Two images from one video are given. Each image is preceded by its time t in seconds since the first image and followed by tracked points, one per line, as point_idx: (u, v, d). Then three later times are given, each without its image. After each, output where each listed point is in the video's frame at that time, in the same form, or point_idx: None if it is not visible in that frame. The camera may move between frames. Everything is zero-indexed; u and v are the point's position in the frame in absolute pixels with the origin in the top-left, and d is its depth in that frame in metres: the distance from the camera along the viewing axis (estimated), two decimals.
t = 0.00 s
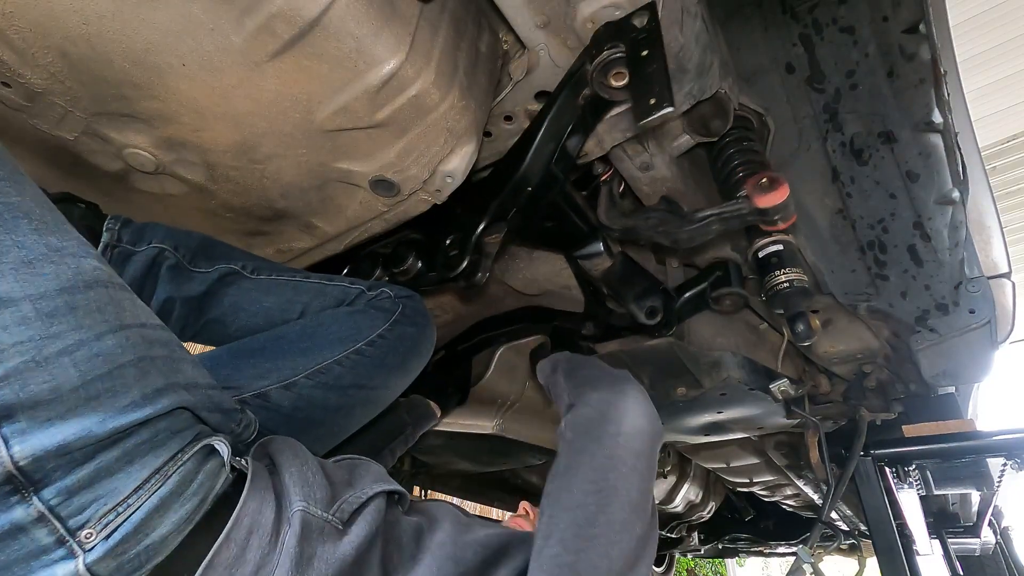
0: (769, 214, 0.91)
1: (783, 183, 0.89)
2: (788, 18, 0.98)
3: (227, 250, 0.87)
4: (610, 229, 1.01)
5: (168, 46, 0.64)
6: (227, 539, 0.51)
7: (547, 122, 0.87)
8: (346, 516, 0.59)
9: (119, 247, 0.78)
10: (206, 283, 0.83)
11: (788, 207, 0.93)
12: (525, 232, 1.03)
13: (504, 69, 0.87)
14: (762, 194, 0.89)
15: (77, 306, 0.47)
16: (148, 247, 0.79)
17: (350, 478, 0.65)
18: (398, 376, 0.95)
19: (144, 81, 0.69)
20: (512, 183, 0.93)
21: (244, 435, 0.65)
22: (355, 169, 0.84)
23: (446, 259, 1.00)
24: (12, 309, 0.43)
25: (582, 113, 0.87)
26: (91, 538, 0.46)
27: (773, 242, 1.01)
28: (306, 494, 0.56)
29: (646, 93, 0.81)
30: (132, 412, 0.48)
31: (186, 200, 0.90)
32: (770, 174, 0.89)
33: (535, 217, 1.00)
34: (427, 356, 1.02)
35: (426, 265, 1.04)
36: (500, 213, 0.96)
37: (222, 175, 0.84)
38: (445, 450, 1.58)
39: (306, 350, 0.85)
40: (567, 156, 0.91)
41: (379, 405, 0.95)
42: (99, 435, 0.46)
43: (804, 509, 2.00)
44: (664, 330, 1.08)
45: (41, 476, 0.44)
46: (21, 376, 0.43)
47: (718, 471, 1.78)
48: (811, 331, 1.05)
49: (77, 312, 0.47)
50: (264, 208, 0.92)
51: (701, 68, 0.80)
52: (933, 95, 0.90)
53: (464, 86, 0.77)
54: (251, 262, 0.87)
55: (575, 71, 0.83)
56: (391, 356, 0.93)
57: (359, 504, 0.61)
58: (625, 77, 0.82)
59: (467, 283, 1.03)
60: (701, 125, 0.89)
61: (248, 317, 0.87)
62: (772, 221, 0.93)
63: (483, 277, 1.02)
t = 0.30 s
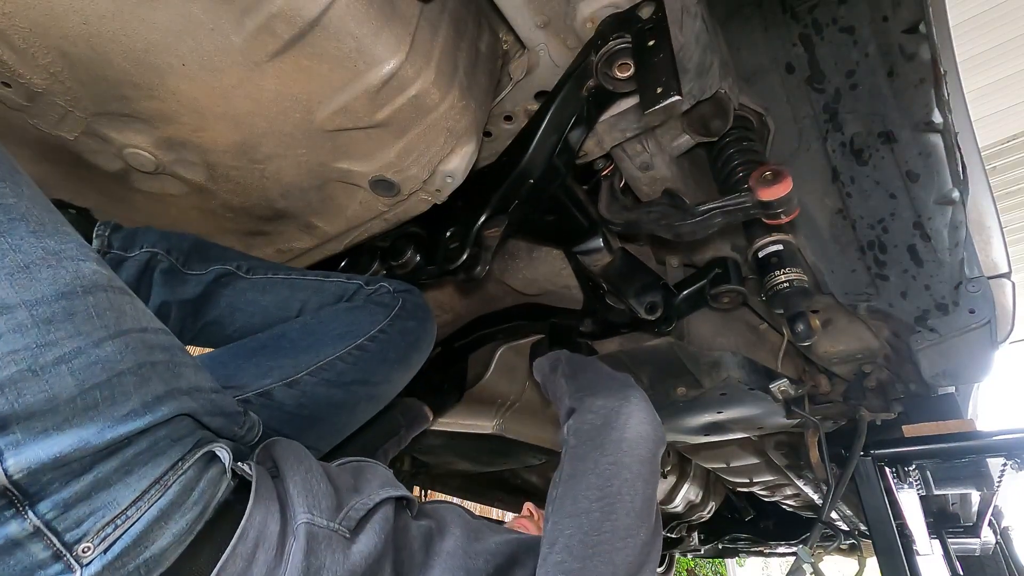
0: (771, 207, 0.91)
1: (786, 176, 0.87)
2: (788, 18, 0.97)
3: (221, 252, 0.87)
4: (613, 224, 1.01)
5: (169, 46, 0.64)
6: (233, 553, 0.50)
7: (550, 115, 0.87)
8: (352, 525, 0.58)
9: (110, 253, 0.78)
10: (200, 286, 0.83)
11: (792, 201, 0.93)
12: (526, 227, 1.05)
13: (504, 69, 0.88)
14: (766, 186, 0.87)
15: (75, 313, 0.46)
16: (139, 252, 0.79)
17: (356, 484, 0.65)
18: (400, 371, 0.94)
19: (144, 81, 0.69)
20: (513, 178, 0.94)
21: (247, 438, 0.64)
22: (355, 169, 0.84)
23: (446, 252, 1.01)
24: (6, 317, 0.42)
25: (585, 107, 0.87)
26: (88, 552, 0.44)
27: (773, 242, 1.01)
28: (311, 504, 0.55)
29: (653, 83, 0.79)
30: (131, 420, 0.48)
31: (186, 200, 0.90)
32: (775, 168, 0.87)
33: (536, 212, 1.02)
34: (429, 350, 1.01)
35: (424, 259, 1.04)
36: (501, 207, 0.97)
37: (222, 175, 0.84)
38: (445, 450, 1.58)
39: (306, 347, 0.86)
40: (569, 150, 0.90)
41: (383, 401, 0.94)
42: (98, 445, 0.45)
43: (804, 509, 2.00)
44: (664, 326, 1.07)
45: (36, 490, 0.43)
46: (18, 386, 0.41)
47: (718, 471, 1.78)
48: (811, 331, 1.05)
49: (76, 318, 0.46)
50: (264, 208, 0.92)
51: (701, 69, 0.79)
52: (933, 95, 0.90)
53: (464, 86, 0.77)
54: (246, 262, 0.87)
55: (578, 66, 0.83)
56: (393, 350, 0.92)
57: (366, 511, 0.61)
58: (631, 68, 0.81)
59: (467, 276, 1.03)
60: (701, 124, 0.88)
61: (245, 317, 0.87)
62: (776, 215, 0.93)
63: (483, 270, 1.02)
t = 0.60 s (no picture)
0: (769, 207, 0.90)
1: (785, 175, 0.86)
2: (788, 18, 0.97)
3: (223, 247, 0.86)
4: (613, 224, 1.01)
5: (169, 46, 0.64)
6: (227, 565, 0.49)
7: (549, 116, 0.87)
8: (350, 532, 0.58)
9: (112, 242, 0.78)
10: (201, 278, 0.83)
11: (790, 201, 0.94)
12: (527, 226, 1.06)
13: (504, 69, 0.88)
14: (765, 185, 0.87)
15: (65, 318, 0.45)
16: (141, 242, 0.79)
17: (355, 487, 0.65)
18: (400, 369, 0.94)
19: (144, 82, 0.69)
20: (513, 176, 0.93)
21: (244, 441, 0.63)
22: (355, 169, 0.84)
23: (446, 253, 1.01)
24: None
25: (585, 107, 0.87)
26: (74, 566, 0.44)
27: (773, 242, 1.01)
28: (306, 513, 0.55)
29: (651, 82, 0.79)
30: (121, 428, 0.47)
31: (186, 200, 0.90)
32: (773, 167, 0.87)
33: (535, 211, 1.02)
34: (428, 350, 1.02)
35: (425, 259, 1.04)
36: (501, 206, 0.97)
37: (222, 176, 0.84)
38: (445, 450, 1.58)
39: (307, 344, 0.85)
40: (568, 150, 0.90)
41: (384, 398, 0.94)
42: (85, 455, 0.44)
43: (804, 509, 2.00)
44: (664, 326, 1.07)
45: (20, 502, 0.42)
46: (3, 395, 0.40)
47: (718, 471, 1.78)
48: (811, 331, 1.05)
49: (66, 323, 0.45)
50: (265, 208, 0.92)
51: (701, 68, 0.79)
52: (933, 96, 0.89)
53: (464, 86, 0.77)
54: (247, 258, 0.88)
55: (578, 64, 0.83)
56: (392, 347, 0.92)
57: (362, 517, 0.61)
58: (629, 68, 0.81)
59: (466, 276, 1.03)
60: (701, 125, 0.89)
61: (245, 311, 0.87)
62: (774, 215, 0.93)
63: (482, 270, 1.02)
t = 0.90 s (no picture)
0: (758, 205, 0.92)
1: (773, 175, 0.89)
2: (788, 17, 0.97)
3: (221, 252, 0.87)
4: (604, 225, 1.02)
5: (169, 46, 0.64)
6: (221, 562, 0.49)
7: (538, 120, 0.88)
8: (339, 529, 0.57)
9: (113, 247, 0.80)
10: (199, 282, 0.83)
11: (778, 198, 0.93)
12: (522, 229, 1.03)
13: (504, 69, 0.87)
14: (753, 185, 0.90)
15: (62, 317, 0.45)
16: (140, 247, 0.80)
17: (350, 488, 0.64)
18: (397, 370, 0.94)
19: (144, 81, 0.69)
20: (508, 177, 0.93)
21: (243, 438, 0.63)
22: (354, 169, 0.84)
23: (441, 256, 1.00)
24: None
25: (574, 109, 0.87)
26: (70, 560, 0.44)
27: (773, 242, 1.01)
28: (297, 509, 0.55)
29: (634, 85, 0.81)
30: (118, 426, 0.47)
31: (186, 200, 0.90)
32: (760, 166, 0.89)
33: (532, 212, 1.00)
34: (425, 352, 1.01)
35: (421, 263, 1.03)
36: (494, 209, 0.96)
37: (222, 176, 0.84)
38: (445, 450, 1.58)
39: (302, 346, 0.85)
40: (559, 151, 0.91)
41: (381, 399, 0.94)
42: (82, 451, 0.44)
43: (804, 509, 2.00)
44: (659, 326, 1.07)
45: (17, 496, 0.43)
46: None
47: (719, 471, 1.78)
48: (810, 331, 1.05)
49: (62, 322, 0.45)
50: (264, 208, 0.92)
51: (701, 68, 0.81)
52: (933, 96, 0.89)
53: (464, 87, 0.77)
54: (245, 262, 0.88)
55: (566, 66, 0.83)
56: (388, 348, 0.92)
57: (356, 515, 0.60)
58: (615, 70, 0.83)
59: (461, 280, 1.03)
60: (701, 125, 0.89)
61: (242, 314, 0.87)
62: (764, 213, 0.93)
63: (478, 273, 1.02)
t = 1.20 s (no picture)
0: (758, 208, 0.92)
1: (771, 177, 0.90)
2: (788, 17, 0.96)
3: (218, 252, 0.87)
4: (603, 225, 1.02)
5: (169, 47, 0.64)
6: (220, 553, 0.50)
7: (536, 121, 0.88)
8: (335, 523, 0.57)
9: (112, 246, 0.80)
10: (198, 280, 0.83)
11: (778, 200, 0.93)
12: (519, 228, 1.03)
13: (504, 69, 0.87)
14: (751, 187, 0.90)
15: (72, 320, 0.45)
16: (139, 247, 0.80)
17: (343, 485, 0.64)
18: (393, 373, 0.95)
19: (145, 81, 0.69)
20: (507, 176, 0.93)
21: (241, 438, 0.63)
22: (354, 169, 0.84)
23: (439, 257, 1.00)
24: (5, 324, 0.42)
25: (573, 110, 0.87)
26: (81, 554, 0.44)
27: (773, 242, 1.01)
28: (293, 501, 0.55)
29: (631, 87, 0.77)
30: (127, 425, 0.47)
31: (186, 200, 0.90)
32: (760, 168, 0.89)
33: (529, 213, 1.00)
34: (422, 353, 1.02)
35: (421, 263, 1.03)
36: (491, 211, 0.96)
37: (222, 176, 0.84)
38: (445, 450, 1.58)
39: (299, 348, 0.84)
40: (558, 151, 0.90)
41: (376, 402, 0.94)
42: (94, 451, 0.45)
43: (804, 509, 2.00)
44: (659, 326, 1.06)
45: (31, 492, 0.43)
46: (13, 393, 0.41)
47: (719, 471, 1.78)
48: (811, 331, 1.06)
49: (72, 325, 0.45)
50: (264, 208, 0.92)
51: (701, 69, 0.80)
52: (933, 95, 0.89)
53: (464, 87, 0.77)
54: (243, 262, 0.88)
55: (565, 66, 0.83)
56: (384, 352, 0.93)
57: (350, 510, 0.59)
58: (612, 72, 0.80)
59: (460, 281, 1.03)
60: (701, 125, 0.89)
61: (237, 314, 0.87)
62: (762, 214, 0.93)
63: (475, 275, 1.02)
